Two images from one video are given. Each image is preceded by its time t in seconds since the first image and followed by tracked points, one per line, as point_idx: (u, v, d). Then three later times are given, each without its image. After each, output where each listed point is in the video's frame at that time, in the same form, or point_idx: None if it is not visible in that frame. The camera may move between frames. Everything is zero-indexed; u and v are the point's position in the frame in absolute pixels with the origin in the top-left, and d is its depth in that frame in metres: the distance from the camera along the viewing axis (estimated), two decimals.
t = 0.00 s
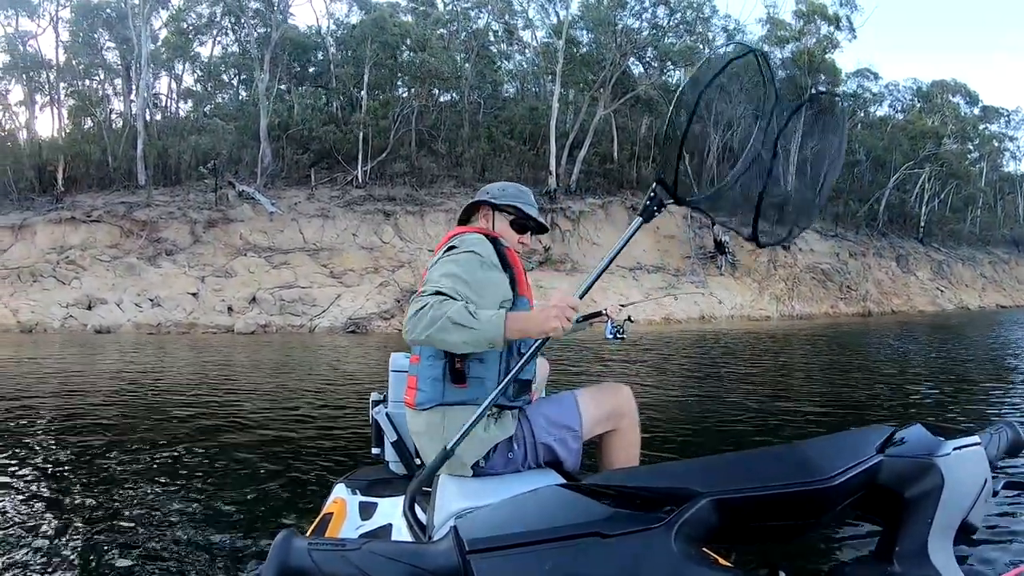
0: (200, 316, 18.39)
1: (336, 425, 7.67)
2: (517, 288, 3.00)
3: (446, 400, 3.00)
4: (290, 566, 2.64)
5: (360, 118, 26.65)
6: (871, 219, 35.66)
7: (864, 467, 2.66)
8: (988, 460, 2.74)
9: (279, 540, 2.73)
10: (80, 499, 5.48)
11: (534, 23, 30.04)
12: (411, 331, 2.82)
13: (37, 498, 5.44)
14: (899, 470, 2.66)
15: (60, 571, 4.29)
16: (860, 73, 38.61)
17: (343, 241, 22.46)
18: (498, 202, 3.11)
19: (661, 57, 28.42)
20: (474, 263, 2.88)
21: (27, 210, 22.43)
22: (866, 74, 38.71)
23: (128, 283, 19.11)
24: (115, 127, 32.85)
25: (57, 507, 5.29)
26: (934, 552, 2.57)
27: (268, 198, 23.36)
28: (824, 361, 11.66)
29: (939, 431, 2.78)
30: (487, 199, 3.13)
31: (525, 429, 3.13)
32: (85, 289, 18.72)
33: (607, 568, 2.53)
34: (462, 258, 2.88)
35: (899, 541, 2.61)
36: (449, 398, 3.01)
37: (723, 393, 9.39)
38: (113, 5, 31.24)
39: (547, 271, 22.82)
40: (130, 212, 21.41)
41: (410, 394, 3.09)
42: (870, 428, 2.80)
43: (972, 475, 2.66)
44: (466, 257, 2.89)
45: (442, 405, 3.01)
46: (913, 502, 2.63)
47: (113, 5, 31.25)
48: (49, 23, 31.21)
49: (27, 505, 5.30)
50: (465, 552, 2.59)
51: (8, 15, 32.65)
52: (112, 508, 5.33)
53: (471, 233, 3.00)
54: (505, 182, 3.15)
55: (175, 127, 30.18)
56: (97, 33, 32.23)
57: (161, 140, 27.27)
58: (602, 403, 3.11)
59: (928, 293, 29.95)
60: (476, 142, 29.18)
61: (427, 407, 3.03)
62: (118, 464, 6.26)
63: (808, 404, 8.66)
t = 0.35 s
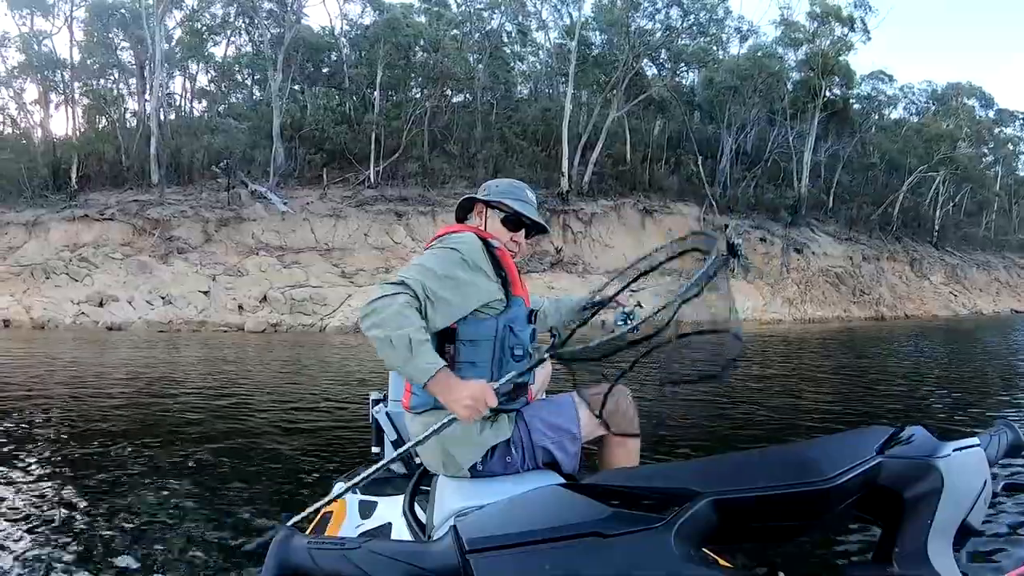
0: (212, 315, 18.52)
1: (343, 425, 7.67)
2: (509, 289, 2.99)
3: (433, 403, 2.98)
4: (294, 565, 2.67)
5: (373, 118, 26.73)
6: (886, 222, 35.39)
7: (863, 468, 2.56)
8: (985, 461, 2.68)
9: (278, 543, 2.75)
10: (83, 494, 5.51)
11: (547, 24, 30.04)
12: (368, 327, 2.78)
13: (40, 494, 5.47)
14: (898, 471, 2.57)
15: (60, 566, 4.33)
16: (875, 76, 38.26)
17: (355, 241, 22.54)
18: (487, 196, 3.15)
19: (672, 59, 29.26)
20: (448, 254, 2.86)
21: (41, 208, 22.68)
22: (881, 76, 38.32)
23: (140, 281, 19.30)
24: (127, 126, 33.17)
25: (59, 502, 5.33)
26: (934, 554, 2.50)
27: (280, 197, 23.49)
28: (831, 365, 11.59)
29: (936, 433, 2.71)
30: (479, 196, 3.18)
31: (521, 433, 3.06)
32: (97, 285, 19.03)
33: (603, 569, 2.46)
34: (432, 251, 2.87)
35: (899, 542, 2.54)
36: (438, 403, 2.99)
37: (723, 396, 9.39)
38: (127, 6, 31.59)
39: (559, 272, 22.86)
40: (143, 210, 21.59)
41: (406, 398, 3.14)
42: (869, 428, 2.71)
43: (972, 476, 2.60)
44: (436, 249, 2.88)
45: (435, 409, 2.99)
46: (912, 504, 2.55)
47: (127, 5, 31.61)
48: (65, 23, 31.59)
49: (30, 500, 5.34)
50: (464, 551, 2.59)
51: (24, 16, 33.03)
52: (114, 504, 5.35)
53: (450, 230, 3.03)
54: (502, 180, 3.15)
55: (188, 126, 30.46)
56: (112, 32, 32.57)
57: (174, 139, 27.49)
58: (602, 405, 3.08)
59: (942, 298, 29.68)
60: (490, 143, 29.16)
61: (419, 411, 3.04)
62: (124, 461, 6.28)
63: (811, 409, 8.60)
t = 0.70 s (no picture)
0: (223, 314, 18.63)
1: (351, 426, 7.64)
2: (512, 295, 3.00)
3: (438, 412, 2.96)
4: (292, 566, 2.49)
5: (385, 120, 26.82)
6: (899, 225, 35.09)
7: (862, 468, 2.55)
8: (985, 460, 2.71)
9: (280, 539, 2.56)
10: (83, 493, 5.48)
11: (560, 26, 30.04)
12: (389, 359, 2.73)
13: (41, 491, 5.46)
14: (899, 470, 2.57)
15: (55, 565, 4.30)
16: (889, 77, 37.90)
17: (366, 241, 22.62)
18: (505, 202, 3.12)
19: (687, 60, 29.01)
20: (462, 278, 2.81)
21: (54, 207, 22.91)
22: (895, 78, 37.93)
23: (152, 280, 19.47)
24: (140, 126, 33.48)
25: (59, 501, 5.30)
26: (934, 551, 2.52)
27: (292, 197, 23.62)
28: (838, 368, 11.53)
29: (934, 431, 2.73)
30: (495, 199, 3.12)
31: (520, 435, 3.13)
32: (109, 285, 19.10)
33: (604, 568, 2.43)
34: (455, 276, 2.80)
35: (899, 540, 2.54)
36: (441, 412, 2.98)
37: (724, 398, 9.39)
38: (140, 7, 31.89)
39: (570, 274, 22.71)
40: (156, 210, 21.78)
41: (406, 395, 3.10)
42: (871, 427, 2.70)
43: (970, 474, 2.62)
44: (459, 275, 2.81)
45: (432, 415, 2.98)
46: (913, 502, 2.55)
47: (140, 6, 31.92)
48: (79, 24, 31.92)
49: (30, 498, 5.32)
50: (465, 551, 2.51)
51: (39, 16, 33.38)
52: (114, 503, 5.32)
53: (466, 242, 2.94)
54: (508, 183, 3.14)
55: (201, 126, 30.68)
56: (127, 34, 32.91)
57: (186, 140, 27.70)
58: (596, 403, 3.19)
59: (956, 302, 29.37)
60: (501, 145, 29.17)
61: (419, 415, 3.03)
62: (130, 460, 6.26)
63: (813, 412, 8.57)
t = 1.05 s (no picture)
0: (233, 313, 18.73)
1: (358, 422, 7.73)
2: (525, 302, 2.98)
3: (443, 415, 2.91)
4: (293, 566, 2.40)
5: (396, 120, 26.91)
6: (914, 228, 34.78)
7: (864, 468, 2.52)
8: (985, 461, 2.62)
9: (278, 541, 2.47)
10: (83, 492, 5.46)
11: (572, 27, 30.06)
12: (411, 366, 2.70)
13: (42, 490, 5.44)
14: (899, 471, 2.53)
15: (50, 564, 4.27)
16: (904, 79, 37.62)
17: (377, 241, 22.68)
18: (533, 210, 3.10)
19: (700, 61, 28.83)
20: (483, 286, 2.77)
21: (67, 205, 23.15)
22: (910, 80, 37.63)
23: (163, 278, 19.62)
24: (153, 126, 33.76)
25: (60, 500, 5.28)
26: (934, 548, 2.43)
27: (304, 197, 23.72)
28: (846, 372, 11.44)
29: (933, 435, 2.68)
30: (523, 206, 3.09)
31: (522, 441, 3.07)
32: (121, 283, 19.27)
33: (605, 567, 2.36)
34: (483, 285, 2.77)
35: (900, 541, 2.45)
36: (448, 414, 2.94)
37: (729, 400, 9.33)
38: (154, 8, 32.22)
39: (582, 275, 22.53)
40: (168, 209, 21.96)
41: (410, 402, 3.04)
42: (869, 429, 2.67)
43: (972, 477, 2.56)
44: (486, 284, 2.78)
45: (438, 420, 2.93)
46: (914, 502, 2.49)
47: (154, 7, 32.25)
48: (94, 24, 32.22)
49: (29, 496, 5.29)
50: (465, 552, 2.44)
51: (53, 17, 33.69)
52: (112, 503, 5.29)
53: (490, 246, 2.91)
54: (528, 187, 3.11)
55: (213, 126, 30.92)
56: (141, 34, 33.25)
57: (199, 140, 27.93)
58: (600, 408, 3.16)
59: (970, 306, 29.07)
60: (513, 146, 29.13)
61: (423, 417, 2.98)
62: (139, 456, 6.33)
63: (819, 416, 8.50)
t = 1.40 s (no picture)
0: (242, 313, 18.82)
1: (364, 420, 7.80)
2: (520, 302, 2.99)
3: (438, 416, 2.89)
4: (286, 562, 2.49)
5: (405, 120, 26.94)
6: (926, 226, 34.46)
7: (861, 479, 2.53)
8: (981, 476, 2.64)
9: (273, 536, 2.57)
10: (90, 488, 5.51)
11: (581, 26, 29.99)
12: (412, 370, 2.69)
13: (50, 486, 5.50)
14: (895, 482, 2.53)
15: (55, 559, 4.32)
16: (916, 76, 37.32)
17: (387, 241, 22.72)
18: (523, 209, 3.10)
19: (711, 59, 28.66)
20: (480, 286, 2.77)
21: (77, 207, 23.35)
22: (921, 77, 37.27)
23: (173, 279, 19.76)
24: (163, 128, 33.94)
25: (67, 496, 5.34)
26: (928, 563, 2.47)
27: (313, 198, 23.82)
28: (853, 372, 11.38)
29: (931, 448, 2.68)
30: (513, 205, 3.09)
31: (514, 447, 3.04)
32: (131, 284, 19.42)
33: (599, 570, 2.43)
34: (482, 285, 2.77)
35: (895, 553, 2.50)
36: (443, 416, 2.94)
37: (736, 401, 9.29)
38: (164, 10, 32.42)
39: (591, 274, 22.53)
40: (178, 210, 22.13)
41: (405, 404, 3.04)
42: (868, 441, 2.68)
43: (968, 490, 2.56)
44: (484, 285, 2.78)
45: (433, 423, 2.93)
46: (910, 515, 2.50)
47: (164, 9, 32.45)
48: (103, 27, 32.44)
49: (37, 492, 5.36)
50: (459, 552, 2.49)
51: (62, 20, 33.88)
52: (117, 500, 5.33)
53: (485, 248, 2.91)
54: (520, 187, 3.12)
55: (222, 128, 31.06)
56: (152, 37, 33.47)
57: (209, 141, 28.09)
58: (603, 420, 3.08)
59: (983, 305, 28.79)
60: (522, 145, 29.05)
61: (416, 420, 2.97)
62: (147, 452, 6.43)
63: (827, 417, 8.45)
